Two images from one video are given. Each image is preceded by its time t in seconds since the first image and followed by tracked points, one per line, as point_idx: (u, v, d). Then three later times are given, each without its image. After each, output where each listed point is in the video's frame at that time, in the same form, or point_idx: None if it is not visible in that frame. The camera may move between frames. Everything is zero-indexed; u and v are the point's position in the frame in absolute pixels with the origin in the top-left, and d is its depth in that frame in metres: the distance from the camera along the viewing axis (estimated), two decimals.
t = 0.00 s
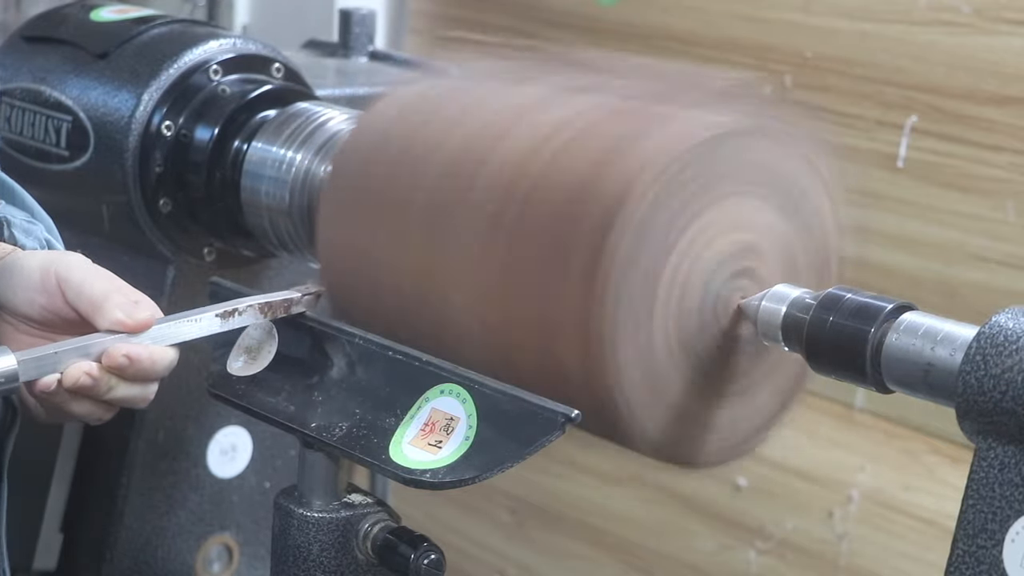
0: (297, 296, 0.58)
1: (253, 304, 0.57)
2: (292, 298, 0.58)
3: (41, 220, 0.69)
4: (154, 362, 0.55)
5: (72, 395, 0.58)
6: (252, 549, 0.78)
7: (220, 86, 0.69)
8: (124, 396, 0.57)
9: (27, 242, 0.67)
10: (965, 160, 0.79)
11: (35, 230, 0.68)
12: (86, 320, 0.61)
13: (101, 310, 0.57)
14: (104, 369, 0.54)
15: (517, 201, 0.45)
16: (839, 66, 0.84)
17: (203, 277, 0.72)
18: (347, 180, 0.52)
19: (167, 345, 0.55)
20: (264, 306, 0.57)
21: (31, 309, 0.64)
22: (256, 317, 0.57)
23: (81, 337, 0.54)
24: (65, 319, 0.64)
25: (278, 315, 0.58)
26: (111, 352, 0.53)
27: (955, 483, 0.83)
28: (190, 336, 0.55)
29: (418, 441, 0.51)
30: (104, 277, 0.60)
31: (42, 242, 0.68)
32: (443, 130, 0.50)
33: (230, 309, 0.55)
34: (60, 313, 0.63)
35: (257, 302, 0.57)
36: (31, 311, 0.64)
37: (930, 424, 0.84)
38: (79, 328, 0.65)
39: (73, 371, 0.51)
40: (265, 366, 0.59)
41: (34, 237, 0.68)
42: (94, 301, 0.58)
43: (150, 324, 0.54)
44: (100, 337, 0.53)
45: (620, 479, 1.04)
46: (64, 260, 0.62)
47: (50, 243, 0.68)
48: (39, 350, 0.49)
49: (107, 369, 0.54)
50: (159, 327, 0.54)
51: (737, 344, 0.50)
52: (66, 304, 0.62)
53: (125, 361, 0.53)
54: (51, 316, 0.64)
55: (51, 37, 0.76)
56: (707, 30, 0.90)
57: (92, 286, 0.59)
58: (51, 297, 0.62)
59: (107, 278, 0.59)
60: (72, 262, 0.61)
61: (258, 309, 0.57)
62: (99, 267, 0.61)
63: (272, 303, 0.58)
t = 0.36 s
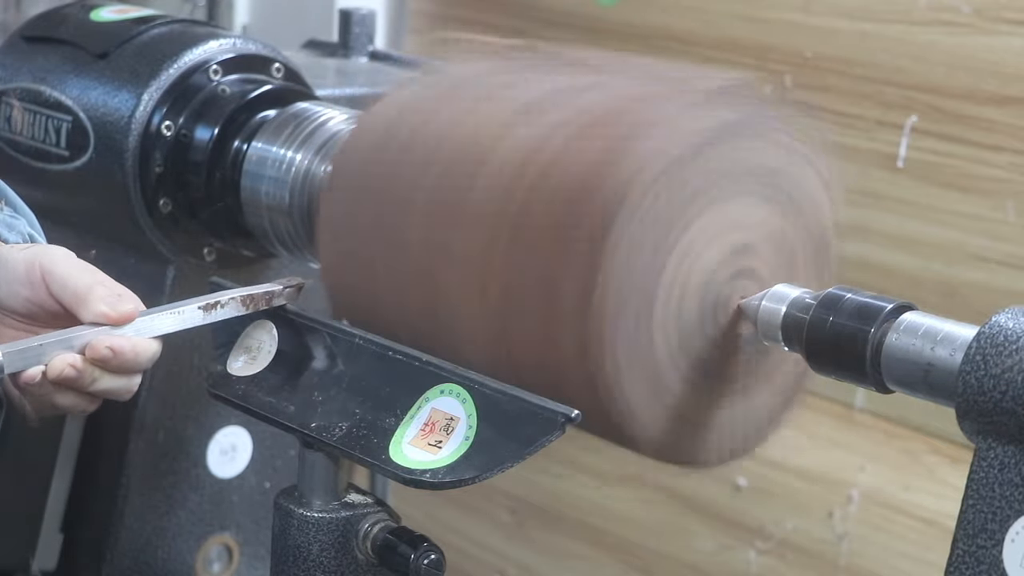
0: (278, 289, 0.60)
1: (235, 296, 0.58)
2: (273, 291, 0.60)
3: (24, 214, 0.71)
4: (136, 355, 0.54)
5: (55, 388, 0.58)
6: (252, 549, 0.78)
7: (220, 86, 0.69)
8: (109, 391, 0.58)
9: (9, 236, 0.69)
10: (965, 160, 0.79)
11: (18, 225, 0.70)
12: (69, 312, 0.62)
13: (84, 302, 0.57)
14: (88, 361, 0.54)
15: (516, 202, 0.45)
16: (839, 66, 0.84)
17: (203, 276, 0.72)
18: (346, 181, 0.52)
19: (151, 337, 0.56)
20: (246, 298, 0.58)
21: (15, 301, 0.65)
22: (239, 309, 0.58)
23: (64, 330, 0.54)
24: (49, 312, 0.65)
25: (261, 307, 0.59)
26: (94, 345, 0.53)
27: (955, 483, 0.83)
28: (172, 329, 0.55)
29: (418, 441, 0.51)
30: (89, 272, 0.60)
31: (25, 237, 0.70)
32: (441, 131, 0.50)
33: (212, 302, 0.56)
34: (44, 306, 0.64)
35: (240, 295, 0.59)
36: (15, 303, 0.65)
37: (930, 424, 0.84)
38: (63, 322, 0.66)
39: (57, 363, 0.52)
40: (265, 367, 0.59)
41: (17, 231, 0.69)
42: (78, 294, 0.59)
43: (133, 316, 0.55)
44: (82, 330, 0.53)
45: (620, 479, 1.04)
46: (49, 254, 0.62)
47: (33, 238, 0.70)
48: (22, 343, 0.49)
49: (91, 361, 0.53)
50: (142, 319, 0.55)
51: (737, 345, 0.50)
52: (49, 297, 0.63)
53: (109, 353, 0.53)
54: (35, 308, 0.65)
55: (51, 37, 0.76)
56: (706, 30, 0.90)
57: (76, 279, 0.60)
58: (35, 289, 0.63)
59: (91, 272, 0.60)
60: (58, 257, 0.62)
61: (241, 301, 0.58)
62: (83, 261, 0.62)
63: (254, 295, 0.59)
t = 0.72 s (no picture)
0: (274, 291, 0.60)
1: (228, 298, 0.58)
2: (267, 293, 0.60)
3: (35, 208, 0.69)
4: (124, 355, 0.54)
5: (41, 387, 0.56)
6: (252, 549, 0.78)
7: (220, 86, 0.69)
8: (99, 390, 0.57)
9: (12, 229, 0.66)
10: (965, 160, 0.79)
11: (21, 217, 0.67)
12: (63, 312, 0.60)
13: (76, 301, 0.56)
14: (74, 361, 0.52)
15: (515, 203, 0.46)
16: (840, 66, 0.84)
17: (202, 278, 0.72)
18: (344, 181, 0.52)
19: (141, 336, 0.55)
20: (239, 300, 0.58)
21: (9, 298, 0.63)
22: (232, 310, 0.58)
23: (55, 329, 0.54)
24: (41, 310, 0.63)
25: (254, 309, 0.59)
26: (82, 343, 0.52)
27: (955, 483, 0.83)
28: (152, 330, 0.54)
29: (418, 441, 0.51)
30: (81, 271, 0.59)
31: (29, 229, 0.67)
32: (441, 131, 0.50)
33: (204, 303, 0.56)
34: (36, 304, 0.62)
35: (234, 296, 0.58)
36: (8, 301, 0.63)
37: (930, 424, 0.84)
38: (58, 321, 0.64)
39: (43, 361, 0.51)
40: (265, 367, 0.59)
41: (19, 224, 0.66)
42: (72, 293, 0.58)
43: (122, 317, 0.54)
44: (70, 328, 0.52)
45: (620, 479, 1.04)
46: (44, 255, 0.61)
47: (39, 230, 0.67)
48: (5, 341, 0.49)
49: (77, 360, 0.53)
50: (132, 319, 0.54)
51: (737, 345, 0.50)
52: (42, 296, 0.61)
53: (95, 353, 0.52)
54: (27, 306, 0.63)
55: (52, 37, 0.76)
56: (706, 30, 0.90)
57: (69, 278, 0.59)
58: (27, 287, 0.62)
59: (86, 271, 0.59)
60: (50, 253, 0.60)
61: (234, 303, 0.58)
62: (78, 260, 0.60)
63: (248, 298, 0.59)
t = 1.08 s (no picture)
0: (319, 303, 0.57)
1: (273, 310, 0.56)
2: (311, 304, 0.57)
3: (66, 213, 0.69)
4: (194, 366, 0.56)
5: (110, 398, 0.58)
6: (252, 549, 0.78)
7: (220, 86, 0.69)
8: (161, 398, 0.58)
9: (48, 236, 0.67)
10: (965, 160, 0.79)
11: (57, 223, 0.68)
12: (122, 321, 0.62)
13: (140, 313, 0.58)
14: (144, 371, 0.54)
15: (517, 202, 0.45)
16: (840, 66, 0.84)
17: (202, 278, 0.72)
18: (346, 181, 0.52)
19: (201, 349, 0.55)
20: (285, 313, 0.56)
21: (63, 308, 0.64)
22: (277, 322, 0.57)
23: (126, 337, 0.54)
24: (97, 320, 0.65)
25: (299, 322, 0.57)
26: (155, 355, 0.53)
27: (955, 483, 0.83)
28: (207, 344, 0.55)
29: (418, 441, 0.51)
30: (142, 282, 0.60)
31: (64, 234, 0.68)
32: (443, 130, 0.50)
33: (250, 317, 0.55)
34: (93, 314, 0.64)
35: (279, 308, 0.57)
36: (63, 311, 0.64)
37: (930, 424, 0.84)
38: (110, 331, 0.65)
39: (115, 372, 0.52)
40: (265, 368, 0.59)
41: (56, 229, 0.68)
42: (133, 304, 0.59)
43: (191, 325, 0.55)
44: (144, 342, 0.53)
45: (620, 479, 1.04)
46: (101, 262, 0.62)
47: (74, 235, 0.68)
48: (60, 357, 0.48)
49: (147, 371, 0.54)
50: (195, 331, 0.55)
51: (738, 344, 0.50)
52: (100, 305, 0.63)
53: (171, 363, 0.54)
54: (83, 316, 0.64)
55: (52, 37, 0.76)
56: (707, 30, 0.90)
57: (131, 289, 0.60)
58: (85, 297, 0.63)
59: (145, 282, 0.60)
60: (110, 266, 0.62)
61: (279, 315, 0.57)
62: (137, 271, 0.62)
63: (293, 311, 0.57)
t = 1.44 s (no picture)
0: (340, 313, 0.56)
1: (296, 320, 0.55)
2: (334, 314, 0.56)
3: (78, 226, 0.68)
4: (215, 379, 0.52)
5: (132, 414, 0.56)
6: (252, 549, 0.78)
7: (220, 86, 0.69)
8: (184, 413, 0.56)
9: (60, 249, 0.67)
10: (965, 160, 0.79)
11: (69, 235, 0.67)
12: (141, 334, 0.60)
13: (160, 325, 0.56)
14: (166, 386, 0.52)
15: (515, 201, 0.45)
16: (840, 66, 0.84)
17: (203, 279, 0.72)
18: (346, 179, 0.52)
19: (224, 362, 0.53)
20: (308, 322, 0.56)
21: (79, 323, 0.63)
22: (299, 333, 0.56)
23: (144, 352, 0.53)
24: (116, 334, 0.63)
25: (321, 331, 0.56)
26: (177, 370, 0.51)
27: (955, 483, 0.83)
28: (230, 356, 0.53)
29: (418, 441, 0.51)
30: (163, 295, 0.58)
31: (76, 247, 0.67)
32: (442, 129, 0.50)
33: (273, 327, 0.54)
34: (111, 328, 0.63)
35: (302, 318, 0.56)
36: (80, 325, 0.63)
37: (930, 424, 0.84)
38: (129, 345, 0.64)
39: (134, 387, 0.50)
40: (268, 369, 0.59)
41: (69, 242, 0.67)
42: (151, 316, 0.57)
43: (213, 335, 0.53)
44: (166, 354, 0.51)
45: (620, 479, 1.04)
46: (119, 275, 0.61)
47: (86, 246, 0.68)
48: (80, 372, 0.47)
49: (169, 385, 0.52)
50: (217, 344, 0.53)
51: (738, 344, 0.50)
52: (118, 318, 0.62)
53: (194, 378, 0.51)
54: (101, 330, 0.63)
55: (52, 37, 0.76)
56: (707, 30, 0.90)
57: (149, 300, 0.58)
58: (102, 311, 0.62)
59: (165, 293, 0.58)
60: (127, 279, 0.60)
61: (302, 325, 0.56)
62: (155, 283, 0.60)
63: (316, 320, 0.56)
